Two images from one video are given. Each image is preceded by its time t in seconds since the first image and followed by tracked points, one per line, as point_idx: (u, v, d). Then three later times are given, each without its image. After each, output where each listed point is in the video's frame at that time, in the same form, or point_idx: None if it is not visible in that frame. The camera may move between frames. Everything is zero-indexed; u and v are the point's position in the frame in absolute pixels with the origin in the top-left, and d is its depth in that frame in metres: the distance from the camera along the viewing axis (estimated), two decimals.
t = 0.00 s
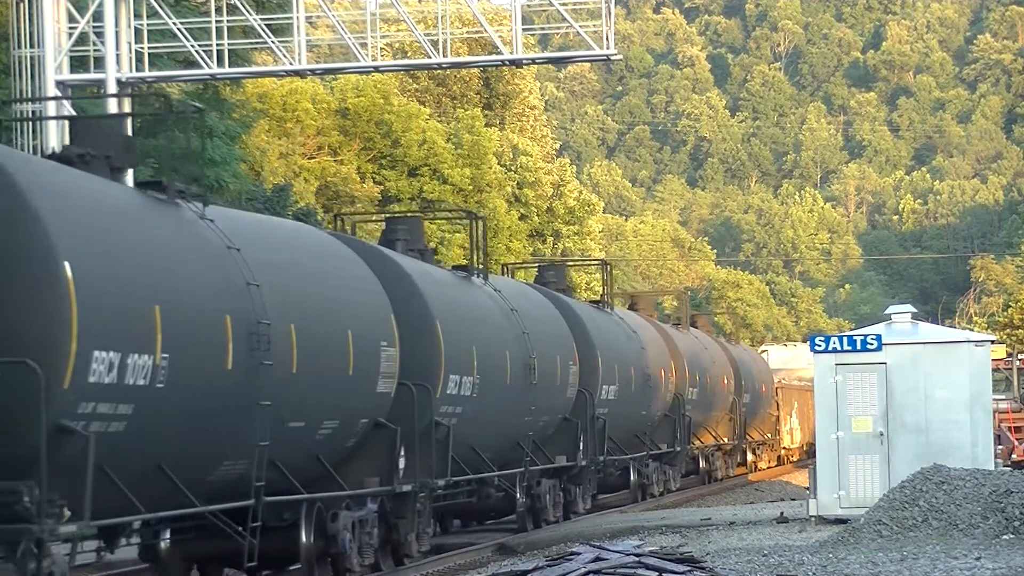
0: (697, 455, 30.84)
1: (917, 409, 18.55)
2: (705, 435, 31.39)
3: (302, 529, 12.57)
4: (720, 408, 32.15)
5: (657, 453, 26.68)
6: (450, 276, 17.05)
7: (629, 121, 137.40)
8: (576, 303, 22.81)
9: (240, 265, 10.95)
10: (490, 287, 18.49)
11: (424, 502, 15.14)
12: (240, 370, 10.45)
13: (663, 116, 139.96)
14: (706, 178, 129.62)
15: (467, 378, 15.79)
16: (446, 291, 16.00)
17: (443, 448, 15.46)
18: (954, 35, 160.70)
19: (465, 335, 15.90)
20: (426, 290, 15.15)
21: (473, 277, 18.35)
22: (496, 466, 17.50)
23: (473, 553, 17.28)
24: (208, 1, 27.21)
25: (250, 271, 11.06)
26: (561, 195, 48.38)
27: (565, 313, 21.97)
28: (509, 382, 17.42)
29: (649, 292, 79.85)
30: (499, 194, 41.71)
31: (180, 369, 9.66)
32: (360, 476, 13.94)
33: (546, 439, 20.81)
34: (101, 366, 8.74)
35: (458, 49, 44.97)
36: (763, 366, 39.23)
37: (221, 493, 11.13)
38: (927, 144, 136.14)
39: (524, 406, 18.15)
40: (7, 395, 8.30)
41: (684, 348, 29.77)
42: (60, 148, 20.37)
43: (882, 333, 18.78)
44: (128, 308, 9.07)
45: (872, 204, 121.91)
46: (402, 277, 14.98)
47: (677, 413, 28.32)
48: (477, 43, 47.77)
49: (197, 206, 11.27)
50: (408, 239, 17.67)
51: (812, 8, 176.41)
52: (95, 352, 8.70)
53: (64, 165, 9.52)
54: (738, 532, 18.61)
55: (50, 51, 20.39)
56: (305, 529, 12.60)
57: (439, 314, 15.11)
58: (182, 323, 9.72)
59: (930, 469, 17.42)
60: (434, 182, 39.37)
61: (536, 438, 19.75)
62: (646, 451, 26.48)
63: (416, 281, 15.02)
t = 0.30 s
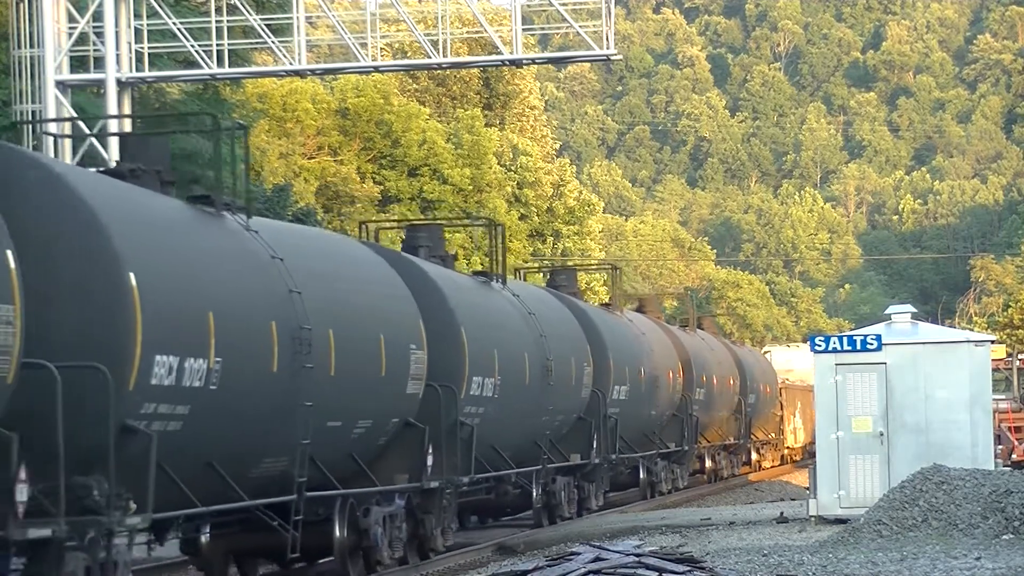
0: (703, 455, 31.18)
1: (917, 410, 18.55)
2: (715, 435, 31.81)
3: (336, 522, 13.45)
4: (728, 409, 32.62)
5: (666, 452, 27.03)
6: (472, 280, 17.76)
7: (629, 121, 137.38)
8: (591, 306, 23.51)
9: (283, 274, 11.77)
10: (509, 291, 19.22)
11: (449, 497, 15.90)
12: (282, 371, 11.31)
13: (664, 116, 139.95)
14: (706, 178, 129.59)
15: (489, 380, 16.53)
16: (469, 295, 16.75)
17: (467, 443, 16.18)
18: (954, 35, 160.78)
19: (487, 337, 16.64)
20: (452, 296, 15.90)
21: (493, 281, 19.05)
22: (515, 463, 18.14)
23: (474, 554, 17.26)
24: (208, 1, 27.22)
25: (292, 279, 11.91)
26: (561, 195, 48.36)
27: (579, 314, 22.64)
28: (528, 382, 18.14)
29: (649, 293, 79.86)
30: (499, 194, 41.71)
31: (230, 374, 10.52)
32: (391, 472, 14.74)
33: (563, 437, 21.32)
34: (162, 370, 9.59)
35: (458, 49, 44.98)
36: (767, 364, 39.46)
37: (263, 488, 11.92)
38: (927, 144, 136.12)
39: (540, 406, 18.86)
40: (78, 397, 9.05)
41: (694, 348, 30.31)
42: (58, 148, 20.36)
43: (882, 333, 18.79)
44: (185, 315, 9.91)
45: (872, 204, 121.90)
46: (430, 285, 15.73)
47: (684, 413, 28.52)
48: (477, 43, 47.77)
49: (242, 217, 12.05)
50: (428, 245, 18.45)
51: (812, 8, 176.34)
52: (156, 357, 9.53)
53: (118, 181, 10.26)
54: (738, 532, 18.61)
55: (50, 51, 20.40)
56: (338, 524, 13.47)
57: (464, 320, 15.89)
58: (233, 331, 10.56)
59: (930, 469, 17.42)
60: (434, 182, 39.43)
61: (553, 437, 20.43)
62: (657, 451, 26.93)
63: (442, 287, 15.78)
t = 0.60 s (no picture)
0: (711, 455, 31.31)
1: (917, 410, 18.54)
2: (725, 434, 32.15)
3: (368, 518, 14.45)
4: (736, 410, 33.07)
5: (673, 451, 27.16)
6: (490, 285, 18.64)
7: (629, 121, 137.36)
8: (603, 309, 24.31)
9: (323, 283, 12.86)
10: (526, 294, 20.03)
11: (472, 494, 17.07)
12: (324, 372, 12.43)
13: (664, 116, 139.94)
14: (706, 178, 129.53)
15: (507, 381, 17.49)
16: (488, 301, 17.72)
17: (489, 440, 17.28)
18: (955, 35, 160.78)
19: (505, 340, 17.57)
20: (472, 303, 16.95)
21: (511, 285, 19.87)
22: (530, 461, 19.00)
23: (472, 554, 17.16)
24: (208, 1, 27.19)
25: (331, 287, 13.03)
26: (560, 195, 48.32)
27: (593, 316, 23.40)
28: (544, 383, 19.08)
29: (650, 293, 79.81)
30: (499, 194, 41.71)
31: (275, 376, 11.45)
32: (418, 470, 15.82)
33: (577, 437, 21.93)
34: (215, 373, 10.40)
35: (458, 49, 44.99)
36: (768, 361, 39.40)
37: (307, 484, 13.05)
38: (928, 144, 136.07)
39: (555, 406, 19.75)
40: (143, 399, 9.72)
41: (704, 350, 30.90)
42: (58, 148, 20.35)
43: (882, 333, 18.79)
44: (240, 321, 10.83)
45: (872, 204, 121.87)
46: (455, 292, 16.87)
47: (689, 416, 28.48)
48: (477, 43, 47.77)
49: (283, 227, 13.10)
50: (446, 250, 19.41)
51: (812, 8, 176.20)
52: (210, 362, 10.32)
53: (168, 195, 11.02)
54: (738, 532, 18.62)
55: (50, 51, 20.39)
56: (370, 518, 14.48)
57: (484, 323, 17.00)
58: (278, 336, 11.53)
59: (930, 469, 17.41)
60: (434, 182, 39.41)
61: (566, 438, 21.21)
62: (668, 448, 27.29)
63: (460, 295, 16.87)
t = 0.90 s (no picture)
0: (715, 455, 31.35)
1: (917, 410, 18.54)
2: (728, 433, 32.21)
3: (395, 514, 14.94)
4: (740, 409, 33.13)
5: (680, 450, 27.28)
6: (508, 289, 18.94)
7: (629, 121, 137.39)
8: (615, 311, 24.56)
9: (358, 290, 13.35)
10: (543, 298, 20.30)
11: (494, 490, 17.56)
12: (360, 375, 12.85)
13: (664, 116, 139.93)
14: (706, 178, 129.54)
15: (525, 383, 17.82)
16: (507, 304, 18.08)
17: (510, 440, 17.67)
18: (954, 36, 160.87)
19: (524, 342, 17.91)
20: (492, 308, 17.31)
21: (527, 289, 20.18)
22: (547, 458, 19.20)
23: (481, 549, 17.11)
24: (208, 1, 27.19)
25: (365, 295, 13.50)
26: (560, 195, 48.33)
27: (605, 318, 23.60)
28: (561, 385, 19.36)
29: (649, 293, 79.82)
30: (499, 194, 41.72)
31: (317, 379, 11.92)
32: (443, 468, 16.34)
33: (591, 435, 21.99)
34: (263, 375, 10.93)
35: (458, 49, 45.01)
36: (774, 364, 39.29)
37: (342, 483, 13.56)
38: (927, 144, 136.09)
39: (571, 407, 20.02)
40: (197, 403, 10.21)
41: (710, 350, 31.00)
42: (59, 149, 20.36)
43: (882, 333, 18.78)
44: (282, 325, 11.30)
45: (871, 204, 121.90)
46: (478, 299, 17.21)
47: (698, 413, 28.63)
48: (477, 43, 47.79)
49: (320, 236, 13.61)
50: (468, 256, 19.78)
51: (811, 8, 176.16)
52: (260, 364, 10.86)
53: (213, 205, 11.50)
54: (738, 532, 18.62)
55: (50, 51, 20.37)
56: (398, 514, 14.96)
57: (505, 331, 17.39)
58: (319, 340, 12.01)
59: (930, 469, 17.41)
60: (434, 182, 39.42)
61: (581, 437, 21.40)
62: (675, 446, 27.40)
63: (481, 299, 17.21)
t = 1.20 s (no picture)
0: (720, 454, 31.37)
1: (917, 410, 18.54)
2: (732, 432, 32.23)
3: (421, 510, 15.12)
4: (744, 408, 33.19)
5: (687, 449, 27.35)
6: (525, 292, 19.12)
7: (629, 121, 137.33)
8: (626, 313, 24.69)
9: (388, 295, 13.58)
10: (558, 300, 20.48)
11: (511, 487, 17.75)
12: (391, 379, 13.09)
13: (664, 116, 139.91)
14: (706, 178, 129.56)
15: (544, 384, 17.94)
16: (527, 307, 18.27)
17: (528, 439, 17.74)
18: (955, 36, 160.87)
19: (543, 344, 18.09)
20: (513, 310, 17.45)
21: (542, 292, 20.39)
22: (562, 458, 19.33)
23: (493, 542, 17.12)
24: (207, 1, 27.17)
25: (396, 299, 13.72)
26: (561, 195, 48.33)
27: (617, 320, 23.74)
28: (578, 385, 19.49)
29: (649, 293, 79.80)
30: (499, 194, 41.72)
31: (350, 383, 12.17)
32: (466, 466, 16.56)
33: (603, 434, 22.14)
34: (304, 377, 11.29)
35: (458, 49, 45.03)
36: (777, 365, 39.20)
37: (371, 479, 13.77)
38: (927, 144, 136.02)
39: (586, 408, 20.14)
40: (246, 399, 10.74)
41: (715, 351, 31.05)
42: (59, 148, 20.36)
43: (882, 333, 18.79)
44: (320, 329, 11.61)
45: (871, 204, 121.86)
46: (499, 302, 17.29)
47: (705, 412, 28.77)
48: (477, 43, 47.78)
49: (352, 243, 13.83)
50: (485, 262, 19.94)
51: (811, 8, 176.09)
52: (301, 368, 11.23)
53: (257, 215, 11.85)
54: (738, 532, 18.62)
55: (50, 51, 20.37)
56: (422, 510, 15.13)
57: (524, 332, 17.41)
58: (354, 345, 12.31)
59: (930, 469, 17.41)
60: (434, 182, 39.41)
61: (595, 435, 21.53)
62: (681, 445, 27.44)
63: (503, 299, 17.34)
